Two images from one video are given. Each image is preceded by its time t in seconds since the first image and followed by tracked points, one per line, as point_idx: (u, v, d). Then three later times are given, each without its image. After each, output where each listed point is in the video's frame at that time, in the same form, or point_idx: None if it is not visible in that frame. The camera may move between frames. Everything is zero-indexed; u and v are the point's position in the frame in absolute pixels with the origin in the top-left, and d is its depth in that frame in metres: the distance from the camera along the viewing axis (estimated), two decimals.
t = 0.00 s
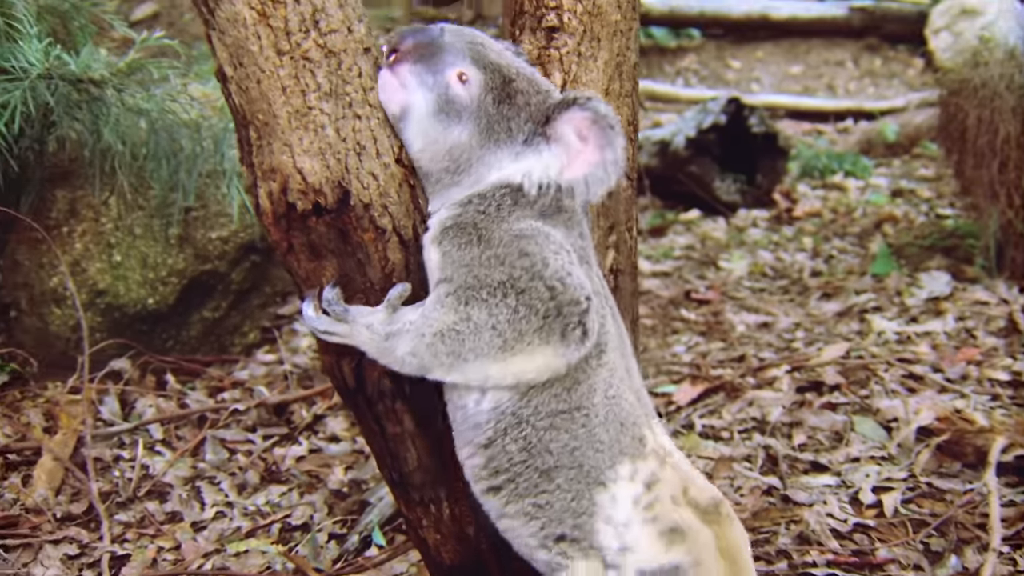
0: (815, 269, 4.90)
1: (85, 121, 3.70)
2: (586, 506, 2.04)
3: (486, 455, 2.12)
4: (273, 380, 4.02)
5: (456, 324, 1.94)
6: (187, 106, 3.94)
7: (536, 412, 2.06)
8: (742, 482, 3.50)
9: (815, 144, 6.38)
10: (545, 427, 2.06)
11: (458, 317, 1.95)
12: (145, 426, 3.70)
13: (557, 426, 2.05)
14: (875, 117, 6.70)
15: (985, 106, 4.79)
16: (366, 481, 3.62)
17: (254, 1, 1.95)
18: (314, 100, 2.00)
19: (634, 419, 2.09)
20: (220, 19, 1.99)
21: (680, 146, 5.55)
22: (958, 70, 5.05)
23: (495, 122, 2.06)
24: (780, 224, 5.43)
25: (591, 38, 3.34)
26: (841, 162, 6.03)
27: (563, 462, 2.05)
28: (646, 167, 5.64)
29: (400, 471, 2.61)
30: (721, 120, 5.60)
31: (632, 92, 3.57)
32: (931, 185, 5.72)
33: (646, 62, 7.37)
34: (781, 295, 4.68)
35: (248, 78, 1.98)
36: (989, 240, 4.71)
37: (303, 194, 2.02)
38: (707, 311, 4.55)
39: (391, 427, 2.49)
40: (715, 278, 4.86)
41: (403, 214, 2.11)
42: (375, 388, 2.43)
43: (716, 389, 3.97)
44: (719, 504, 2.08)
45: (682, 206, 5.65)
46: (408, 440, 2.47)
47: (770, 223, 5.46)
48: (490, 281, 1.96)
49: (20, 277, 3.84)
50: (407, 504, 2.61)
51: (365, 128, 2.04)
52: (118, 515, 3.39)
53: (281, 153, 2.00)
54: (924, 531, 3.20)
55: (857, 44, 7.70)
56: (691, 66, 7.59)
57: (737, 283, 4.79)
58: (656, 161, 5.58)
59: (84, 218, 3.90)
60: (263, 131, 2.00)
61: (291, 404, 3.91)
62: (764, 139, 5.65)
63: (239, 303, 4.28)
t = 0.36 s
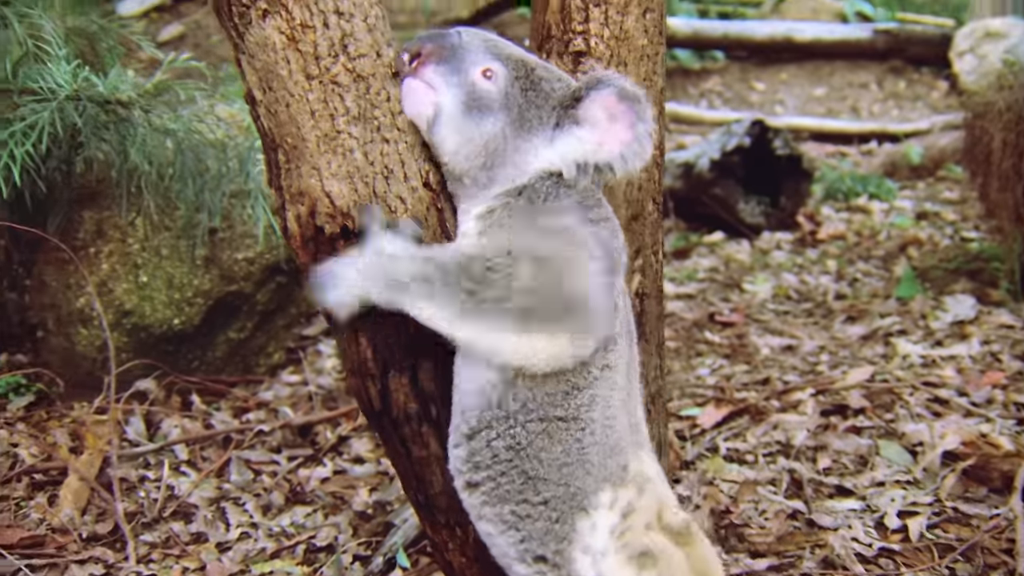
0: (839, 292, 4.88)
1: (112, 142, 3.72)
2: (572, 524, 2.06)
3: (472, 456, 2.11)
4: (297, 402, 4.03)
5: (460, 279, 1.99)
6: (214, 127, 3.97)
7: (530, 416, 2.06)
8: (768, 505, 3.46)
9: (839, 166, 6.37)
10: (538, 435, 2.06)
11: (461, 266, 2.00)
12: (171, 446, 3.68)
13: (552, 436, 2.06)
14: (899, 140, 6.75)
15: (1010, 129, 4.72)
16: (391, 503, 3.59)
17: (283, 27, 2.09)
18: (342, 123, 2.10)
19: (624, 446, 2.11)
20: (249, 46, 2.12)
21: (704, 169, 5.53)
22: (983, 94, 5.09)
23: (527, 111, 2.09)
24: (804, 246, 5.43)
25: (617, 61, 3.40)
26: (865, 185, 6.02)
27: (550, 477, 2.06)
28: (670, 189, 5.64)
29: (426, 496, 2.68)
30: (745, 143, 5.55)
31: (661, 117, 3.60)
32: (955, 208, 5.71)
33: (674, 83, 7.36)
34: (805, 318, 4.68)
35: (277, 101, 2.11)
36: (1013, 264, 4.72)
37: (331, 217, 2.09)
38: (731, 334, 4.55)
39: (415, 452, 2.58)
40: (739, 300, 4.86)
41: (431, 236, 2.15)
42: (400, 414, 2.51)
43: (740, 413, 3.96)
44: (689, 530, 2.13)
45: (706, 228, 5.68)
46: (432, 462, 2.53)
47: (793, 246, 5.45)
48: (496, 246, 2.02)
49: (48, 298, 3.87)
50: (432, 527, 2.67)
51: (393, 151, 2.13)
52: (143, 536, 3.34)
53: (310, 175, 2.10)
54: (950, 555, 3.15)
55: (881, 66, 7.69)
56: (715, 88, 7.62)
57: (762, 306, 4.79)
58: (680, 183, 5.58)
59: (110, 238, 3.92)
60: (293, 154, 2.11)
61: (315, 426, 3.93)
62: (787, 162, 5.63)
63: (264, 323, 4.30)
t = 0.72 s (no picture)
0: (860, 309, 4.87)
1: (136, 157, 3.70)
2: (602, 543, 2.26)
3: (501, 487, 2.34)
4: (319, 418, 4.04)
5: (449, 290, 2.15)
6: (237, 142, 3.88)
7: (541, 438, 2.28)
8: (789, 523, 3.44)
9: (861, 183, 6.37)
10: (554, 457, 2.28)
11: (446, 272, 2.15)
12: (193, 461, 3.67)
13: (566, 456, 2.27)
14: (920, 156, 6.71)
15: None
16: (412, 519, 3.60)
17: (309, 45, 2.23)
18: (367, 141, 2.25)
19: (649, 461, 2.30)
20: (276, 64, 2.27)
21: (725, 185, 5.55)
22: (1004, 110, 5.04)
23: (536, 128, 2.36)
24: (825, 263, 5.42)
25: (641, 80, 3.40)
26: (887, 202, 6.02)
27: (574, 499, 2.27)
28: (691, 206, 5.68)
29: (447, 511, 2.93)
30: (767, 160, 5.59)
31: (682, 133, 3.59)
32: (977, 225, 5.69)
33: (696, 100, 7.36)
34: (826, 335, 4.67)
35: (303, 116, 2.25)
36: None
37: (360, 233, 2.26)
38: (752, 350, 4.55)
39: (439, 468, 2.81)
40: (760, 317, 4.87)
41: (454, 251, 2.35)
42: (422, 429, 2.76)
43: (761, 430, 3.95)
44: (729, 545, 2.31)
45: (727, 245, 5.68)
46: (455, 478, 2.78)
47: (815, 263, 5.45)
48: (478, 258, 2.20)
49: (71, 313, 3.91)
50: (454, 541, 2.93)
51: (417, 169, 2.30)
52: (165, 551, 3.30)
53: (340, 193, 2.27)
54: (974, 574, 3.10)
55: (902, 83, 7.68)
56: (736, 104, 7.69)
57: (783, 323, 4.79)
58: (701, 200, 5.60)
59: (134, 254, 3.95)
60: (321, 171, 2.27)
61: (337, 442, 3.93)
62: (809, 178, 5.64)
63: (285, 338, 4.38)
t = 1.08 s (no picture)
0: (880, 323, 4.86)
1: (156, 171, 3.75)
2: (629, 524, 2.29)
3: (524, 473, 2.41)
4: (337, 430, 4.03)
5: (460, 295, 2.29)
6: (256, 158, 3.91)
7: (560, 421, 2.33)
8: (808, 538, 3.42)
9: (879, 196, 6.35)
10: (573, 441, 2.33)
11: (456, 276, 2.28)
12: (212, 473, 3.66)
13: (585, 438, 2.32)
14: (940, 169, 6.66)
15: None
16: (430, 532, 3.59)
17: (332, 59, 2.32)
18: (388, 154, 2.36)
19: (670, 438, 2.32)
20: (298, 76, 2.37)
21: (743, 199, 5.52)
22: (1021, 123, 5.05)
23: (513, 79, 2.52)
24: (844, 276, 5.42)
25: (660, 94, 3.40)
26: (906, 215, 5.99)
27: (598, 481, 2.31)
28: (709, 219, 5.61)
29: (467, 525, 2.97)
30: (786, 173, 5.56)
31: (705, 145, 3.57)
32: (997, 239, 5.68)
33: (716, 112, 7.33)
34: (845, 348, 4.66)
35: (324, 129, 2.36)
36: None
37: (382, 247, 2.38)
38: (771, 364, 4.54)
39: (459, 480, 2.85)
40: (779, 330, 4.86)
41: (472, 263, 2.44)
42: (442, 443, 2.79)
43: (780, 443, 3.95)
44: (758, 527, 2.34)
45: (745, 258, 5.66)
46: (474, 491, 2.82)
47: (833, 276, 5.44)
48: (485, 257, 2.32)
49: (92, 325, 3.93)
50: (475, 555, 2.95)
51: (438, 183, 2.41)
52: (184, 562, 3.27)
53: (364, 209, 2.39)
54: None
55: (922, 96, 7.65)
56: (754, 117, 7.63)
57: (801, 336, 4.79)
58: (719, 213, 5.57)
59: (154, 265, 3.98)
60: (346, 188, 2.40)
61: (356, 454, 3.92)
62: (828, 192, 5.61)
63: (305, 350, 4.34)
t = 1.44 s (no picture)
0: (899, 344, 4.84)
1: (177, 188, 3.73)
2: (744, 482, 2.26)
3: (612, 457, 2.33)
4: (356, 449, 4.02)
5: (490, 312, 2.33)
6: (277, 176, 3.84)
7: (645, 399, 2.31)
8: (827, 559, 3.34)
9: (898, 216, 6.33)
10: (662, 413, 2.30)
11: (486, 291, 2.33)
12: (231, 491, 3.65)
13: (675, 409, 2.30)
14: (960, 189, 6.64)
15: None
16: (450, 552, 3.51)
17: (354, 81, 2.28)
18: (410, 176, 2.35)
19: (756, 403, 2.36)
20: (320, 98, 2.34)
21: (763, 219, 5.52)
22: None
23: (512, 89, 2.60)
24: (863, 297, 5.40)
25: (683, 116, 3.41)
26: (925, 236, 5.99)
27: (696, 451, 2.28)
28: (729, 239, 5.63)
29: (486, 544, 2.97)
30: (805, 194, 5.55)
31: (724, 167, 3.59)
32: (1017, 260, 5.66)
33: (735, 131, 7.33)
34: (864, 369, 4.63)
35: (346, 151, 2.35)
36: None
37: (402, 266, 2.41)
38: (790, 384, 4.52)
39: (481, 502, 2.86)
40: (797, 350, 4.83)
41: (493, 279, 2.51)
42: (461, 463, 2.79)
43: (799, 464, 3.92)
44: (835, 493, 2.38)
45: (764, 278, 5.63)
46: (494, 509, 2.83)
47: (852, 296, 5.43)
48: (516, 272, 2.36)
49: (112, 343, 3.95)
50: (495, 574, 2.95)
51: (459, 205, 2.40)
52: None
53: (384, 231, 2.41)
54: None
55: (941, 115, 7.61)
56: (773, 136, 7.64)
57: (821, 356, 4.73)
58: (738, 233, 5.56)
59: (175, 284, 3.98)
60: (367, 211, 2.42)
61: (374, 473, 3.90)
62: (846, 212, 5.60)
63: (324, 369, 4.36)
